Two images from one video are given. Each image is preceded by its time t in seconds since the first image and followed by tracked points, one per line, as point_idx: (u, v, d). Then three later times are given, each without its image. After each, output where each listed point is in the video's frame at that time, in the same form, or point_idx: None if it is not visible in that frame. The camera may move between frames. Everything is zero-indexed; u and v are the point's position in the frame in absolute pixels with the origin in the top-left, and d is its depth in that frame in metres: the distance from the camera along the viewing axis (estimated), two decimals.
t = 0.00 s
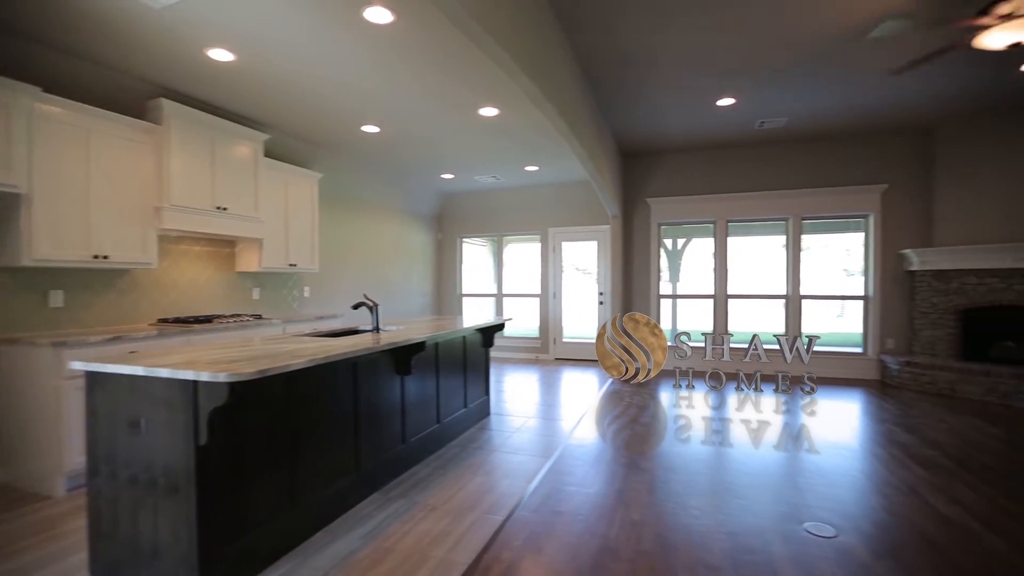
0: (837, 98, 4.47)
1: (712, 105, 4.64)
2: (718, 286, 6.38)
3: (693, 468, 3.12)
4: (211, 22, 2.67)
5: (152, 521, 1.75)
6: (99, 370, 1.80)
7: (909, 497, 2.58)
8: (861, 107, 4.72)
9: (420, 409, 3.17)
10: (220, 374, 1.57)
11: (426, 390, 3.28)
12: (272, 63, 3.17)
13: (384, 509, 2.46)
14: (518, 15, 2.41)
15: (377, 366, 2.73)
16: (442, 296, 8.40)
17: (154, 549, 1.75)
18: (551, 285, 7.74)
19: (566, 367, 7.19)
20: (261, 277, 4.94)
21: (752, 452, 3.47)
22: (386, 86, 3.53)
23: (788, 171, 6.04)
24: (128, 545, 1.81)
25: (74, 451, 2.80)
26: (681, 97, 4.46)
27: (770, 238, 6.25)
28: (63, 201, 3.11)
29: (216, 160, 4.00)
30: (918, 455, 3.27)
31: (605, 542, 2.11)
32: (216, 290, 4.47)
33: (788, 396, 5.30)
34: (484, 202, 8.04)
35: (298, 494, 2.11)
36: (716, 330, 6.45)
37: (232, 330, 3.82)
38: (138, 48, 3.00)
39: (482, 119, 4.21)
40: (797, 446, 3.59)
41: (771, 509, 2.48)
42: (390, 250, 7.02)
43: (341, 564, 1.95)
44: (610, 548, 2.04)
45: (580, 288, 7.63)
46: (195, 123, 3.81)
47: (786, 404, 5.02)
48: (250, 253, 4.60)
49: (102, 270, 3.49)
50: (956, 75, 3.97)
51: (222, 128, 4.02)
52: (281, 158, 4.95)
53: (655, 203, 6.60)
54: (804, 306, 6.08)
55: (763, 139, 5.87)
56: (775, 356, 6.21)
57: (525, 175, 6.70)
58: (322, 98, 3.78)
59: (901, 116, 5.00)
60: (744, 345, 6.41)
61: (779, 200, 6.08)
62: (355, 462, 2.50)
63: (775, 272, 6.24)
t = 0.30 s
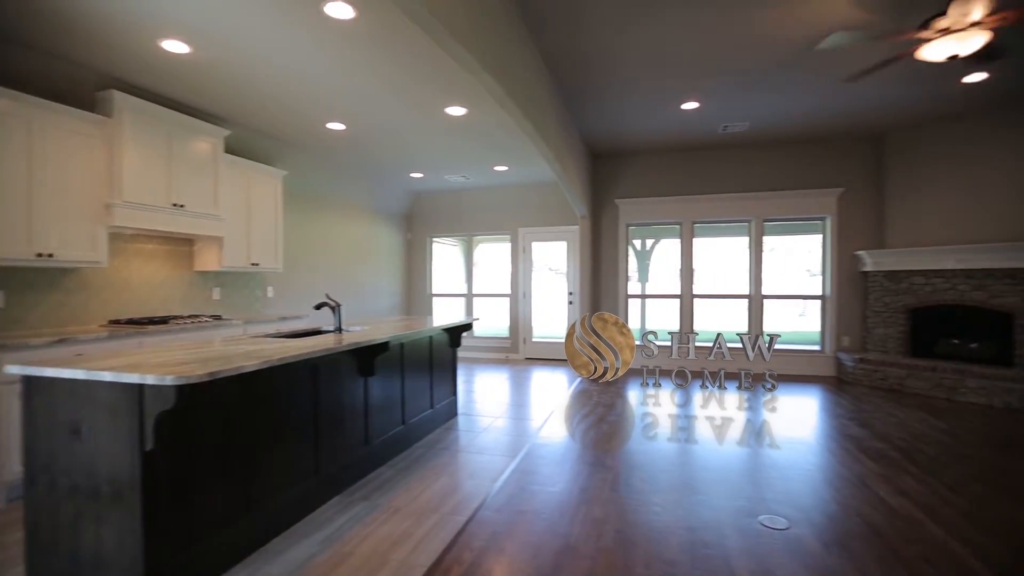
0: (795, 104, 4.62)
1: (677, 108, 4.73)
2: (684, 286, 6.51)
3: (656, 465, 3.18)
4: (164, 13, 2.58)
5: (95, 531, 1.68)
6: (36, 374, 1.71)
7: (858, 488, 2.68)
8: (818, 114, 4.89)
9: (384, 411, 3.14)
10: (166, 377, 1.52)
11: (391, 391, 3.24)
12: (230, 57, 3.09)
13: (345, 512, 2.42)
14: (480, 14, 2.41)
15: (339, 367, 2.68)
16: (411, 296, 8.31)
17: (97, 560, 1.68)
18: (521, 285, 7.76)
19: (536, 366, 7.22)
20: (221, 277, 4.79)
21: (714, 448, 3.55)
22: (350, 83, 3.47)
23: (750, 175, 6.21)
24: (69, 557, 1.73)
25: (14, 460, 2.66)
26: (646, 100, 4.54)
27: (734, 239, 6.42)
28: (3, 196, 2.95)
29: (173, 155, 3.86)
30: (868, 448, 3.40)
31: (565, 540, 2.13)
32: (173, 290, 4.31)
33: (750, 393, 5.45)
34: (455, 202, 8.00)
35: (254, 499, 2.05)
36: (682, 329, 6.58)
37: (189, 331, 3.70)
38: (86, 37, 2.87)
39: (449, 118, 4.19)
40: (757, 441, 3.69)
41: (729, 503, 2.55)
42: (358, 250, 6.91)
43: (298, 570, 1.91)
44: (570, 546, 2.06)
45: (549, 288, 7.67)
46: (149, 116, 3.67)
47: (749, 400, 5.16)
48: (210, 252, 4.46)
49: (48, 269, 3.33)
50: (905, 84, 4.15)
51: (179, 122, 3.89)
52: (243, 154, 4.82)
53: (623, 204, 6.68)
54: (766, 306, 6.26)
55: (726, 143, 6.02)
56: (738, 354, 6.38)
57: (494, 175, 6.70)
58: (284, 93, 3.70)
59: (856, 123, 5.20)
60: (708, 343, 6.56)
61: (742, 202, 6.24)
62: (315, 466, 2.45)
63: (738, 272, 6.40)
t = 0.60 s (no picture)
0: (753, 110, 4.76)
1: (640, 111, 4.81)
2: (649, 286, 6.63)
3: (617, 462, 3.23)
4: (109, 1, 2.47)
5: (29, 543, 1.61)
6: None
7: (808, 481, 2.78)
8: (775, 119, 5.05)
9: (345, 413, 3.09)
10: (104, 381, 1.46)
11: (352, 392, 3.19)
12: (183, 49, 2.99)
13: (301, 517, 2.37)
14: (439, 12, 2.41)
15: (297, 368, 2.63)
16: (378, 296, 8.20)
17: (31, 573, 1.61)
18: (489, 285, 7.75)
19: (505, 366, 7.22)
20: (177, 276, 4.62)
21: (675, 444, 3.63)
22: (311, 78, 3.40)
23: (712, 177, 6.37)
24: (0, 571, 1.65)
25: None
26: (611, 102, 4.60)
27: (697, 241, 6.56)
28: None
29: (123, 150, 3.70)
30: (820, 441, 3.54)
31: (523, 538, 2.15)
32: (124, 290, 4.14)
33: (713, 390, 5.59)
34: (423, 201, 7.94)
35: (205, 505, 2.00)
36: (647, 328, 6.69)
37: (140, 332, 3.56)
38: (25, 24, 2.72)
39: (414, 116, 4.16)
40: (718, 437, 3.80)
41: (685, 498, 2.61)
42: (323, 248, 6.78)
43: None
44: (528, 545, 2.07)
45: (517, 288, 7.69)
46: (96, 109, 3.51)
47: (711, 397, 5.29)
48: (164, 250, 4.29)
49: None
50: (855, 93, 4.33)
51: (130, 115, 3.73)
52: (200, 150, 4.66)
53: (589, 205, 6.76)
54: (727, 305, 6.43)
55: (689, 146, 6.16)
56: (701, 352, 6.54)
57: (462, 175, 6.68)
58: (242, 88, 3.60)
59: (811, 128, 5.40)
60: (673, 342, 6.69)
61: (704, 204, 6.39)
62: (272, 469, 2.39)
63: (701, 272, 6.56)
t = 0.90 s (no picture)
0: (712, 115, 4.90)
1: (603, 113, 4.88)
2: (614, 286, 6.72)
3: (579, 460, 3.26)
4: None
5: None
6: None
7: (760, 475, 2.88)
8: (734, 124, 5.19)
9: (303, 416, 3.02)
10: (31, 387, 1.39)
11: (310, 395, 3.12)
12: (128, 38, 2.86)
13: (253, 523, 2.31)
14: (394, 9, 2.39)
15: (251, 370, 2.55)
16: (343, 296, 8.05)
17: None
18: (455, 285, 7.71)
19: (471, 366, 7.20)
20: (125, 275, 4.42)
21: (636, 441, 3.69)
22: (266, 73, 3.31)
23: (675, 180, 6.51)
24: None
25: None
26: (575, 104, 4.65)
27: (660, 242, 6.70)
28: None
29: (65, 143, 3.52)
30: (773, 436, 3.66)
31: (481, 538, 2.15)
32: (67, 291, 3.94)
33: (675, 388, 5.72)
34: (388, 200, 7.84)
35: (149, 514, 1.92)
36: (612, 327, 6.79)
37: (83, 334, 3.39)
38: None
39: (376, 114, 4.10)
40: (680, 434, 3.88)
41: (643, 493, 2.65)
42: (284, 247, 6.61)
43: None
44: (484, 545, 2.08)
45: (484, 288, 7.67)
46: (35, 99, 3.32)
47: (673, 395, 5.41)
48: (111, 249, 4.10)
49: None
50: (806, 101, 4.51)
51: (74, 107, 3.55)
52: (151, 144, 4.47)
53: (555, 206, 6.81)
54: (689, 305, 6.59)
55: (653, 148, 6.28)
56: (664, 351, 6.67)
57: (428, 174, 6.62)
58: (194, 81, 3.48)
59: (767, 134, 5.58)
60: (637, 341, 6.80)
61: (667, 206, 6.53)
62: (223, 475, 2.32)
63: (664, 272, 6.69)
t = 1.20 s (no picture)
0: (673, 118, 5.01)
1: (567, 114, 4.93)
2: (579, 286, 6.79)
3: (540, 459, 3.26)
4: None
5: None
6: None
7: (716, 470, 2.95)
8: (694, 128, 5.32)
9: (257, 420, 2.93)
10: None
11: (266, 398, 3.03)
12: (67, 24, 2.72)
13: (203, 531, 2.23)
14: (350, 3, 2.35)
15: (200, 373, 2.46)
16: (305, 296, 7.85)
17: None
18: (421, 285, 7.64)
19: (437, 367, 7.14)
20: (68, 274, 4.20)
21: (599, 439, 3.73)
22: (219, 65, 3.21)
23: (638, 181, 6.62)
24: None
25: None
26: (539, 104, 4.69)
27: (624, 242, 6.80)
28: None
29: None
30: (729, 432, 3.77)
31: (438, 539, 2.13)
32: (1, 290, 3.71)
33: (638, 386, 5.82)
34: (353, 198, 7.71)
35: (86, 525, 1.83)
36: (577, 327, 6.85)
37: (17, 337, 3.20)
38: None
39: (336, 110, 4.03)
40: (642, 431, 3.94)
41: (601, 491, 2.68)
42: (242, 246, 6.41)
43: None
44: (440, 546, 2.07)
45: (450, 288, 7.62)
46: None
47: (636, 393, 5.50)
48: (52, 247, 3.89)
49: None
50: (761, 107, 4.67)
51: (10, 96, 3.34)
52: (96, 137, 4.26)
53: (520, 206, 6.83)
54: (652, 304, 6.71)
55: (617, 150, 6.37)
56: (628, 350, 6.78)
57: (392, 173, 6.54)
58: (142, 72, 3.34)
59: (726, 138, 5.74)
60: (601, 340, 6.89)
61: (631, 207, 6.63)
62: (170, 482, 2.23)
63: (627, 273, 6.79)
